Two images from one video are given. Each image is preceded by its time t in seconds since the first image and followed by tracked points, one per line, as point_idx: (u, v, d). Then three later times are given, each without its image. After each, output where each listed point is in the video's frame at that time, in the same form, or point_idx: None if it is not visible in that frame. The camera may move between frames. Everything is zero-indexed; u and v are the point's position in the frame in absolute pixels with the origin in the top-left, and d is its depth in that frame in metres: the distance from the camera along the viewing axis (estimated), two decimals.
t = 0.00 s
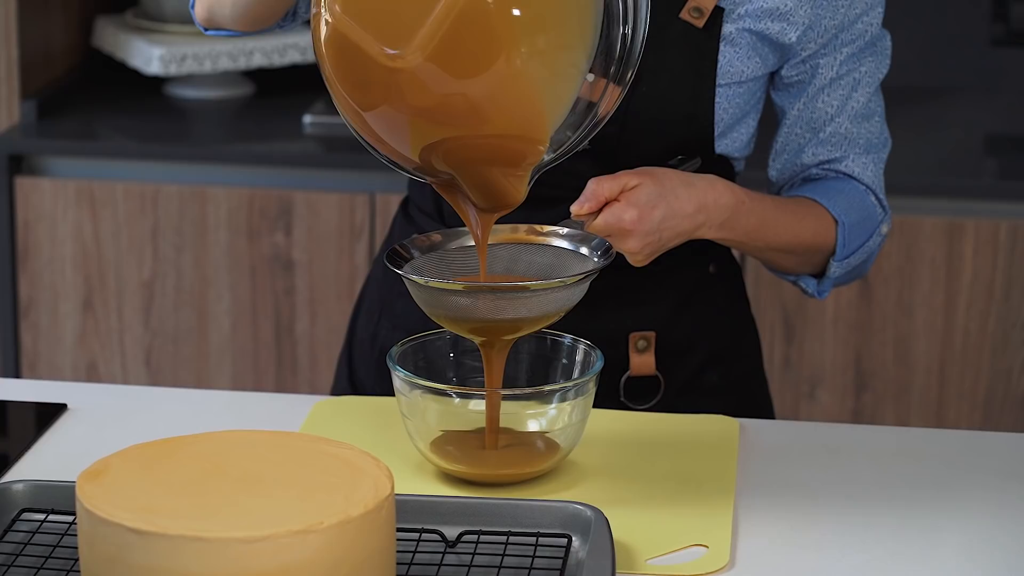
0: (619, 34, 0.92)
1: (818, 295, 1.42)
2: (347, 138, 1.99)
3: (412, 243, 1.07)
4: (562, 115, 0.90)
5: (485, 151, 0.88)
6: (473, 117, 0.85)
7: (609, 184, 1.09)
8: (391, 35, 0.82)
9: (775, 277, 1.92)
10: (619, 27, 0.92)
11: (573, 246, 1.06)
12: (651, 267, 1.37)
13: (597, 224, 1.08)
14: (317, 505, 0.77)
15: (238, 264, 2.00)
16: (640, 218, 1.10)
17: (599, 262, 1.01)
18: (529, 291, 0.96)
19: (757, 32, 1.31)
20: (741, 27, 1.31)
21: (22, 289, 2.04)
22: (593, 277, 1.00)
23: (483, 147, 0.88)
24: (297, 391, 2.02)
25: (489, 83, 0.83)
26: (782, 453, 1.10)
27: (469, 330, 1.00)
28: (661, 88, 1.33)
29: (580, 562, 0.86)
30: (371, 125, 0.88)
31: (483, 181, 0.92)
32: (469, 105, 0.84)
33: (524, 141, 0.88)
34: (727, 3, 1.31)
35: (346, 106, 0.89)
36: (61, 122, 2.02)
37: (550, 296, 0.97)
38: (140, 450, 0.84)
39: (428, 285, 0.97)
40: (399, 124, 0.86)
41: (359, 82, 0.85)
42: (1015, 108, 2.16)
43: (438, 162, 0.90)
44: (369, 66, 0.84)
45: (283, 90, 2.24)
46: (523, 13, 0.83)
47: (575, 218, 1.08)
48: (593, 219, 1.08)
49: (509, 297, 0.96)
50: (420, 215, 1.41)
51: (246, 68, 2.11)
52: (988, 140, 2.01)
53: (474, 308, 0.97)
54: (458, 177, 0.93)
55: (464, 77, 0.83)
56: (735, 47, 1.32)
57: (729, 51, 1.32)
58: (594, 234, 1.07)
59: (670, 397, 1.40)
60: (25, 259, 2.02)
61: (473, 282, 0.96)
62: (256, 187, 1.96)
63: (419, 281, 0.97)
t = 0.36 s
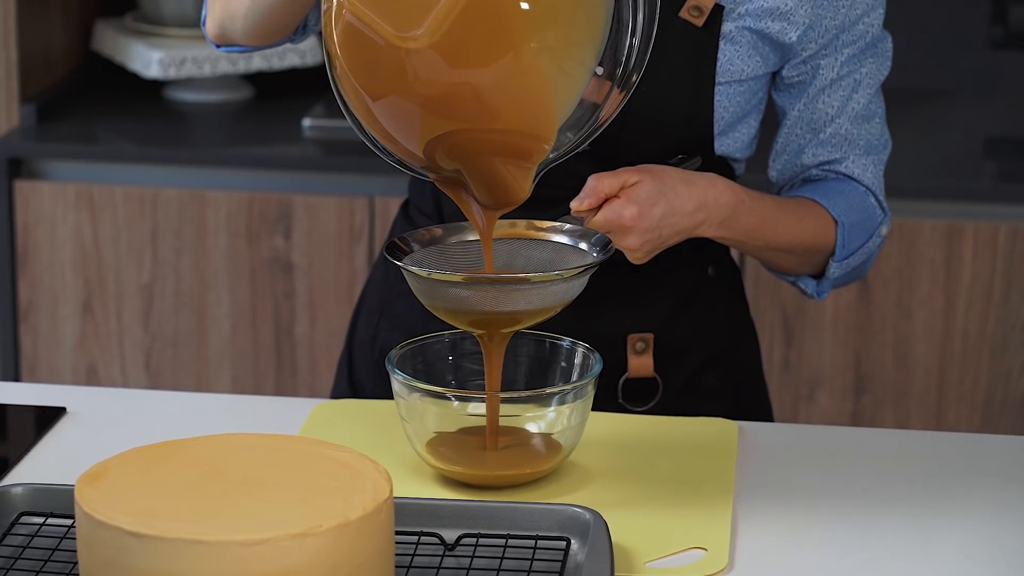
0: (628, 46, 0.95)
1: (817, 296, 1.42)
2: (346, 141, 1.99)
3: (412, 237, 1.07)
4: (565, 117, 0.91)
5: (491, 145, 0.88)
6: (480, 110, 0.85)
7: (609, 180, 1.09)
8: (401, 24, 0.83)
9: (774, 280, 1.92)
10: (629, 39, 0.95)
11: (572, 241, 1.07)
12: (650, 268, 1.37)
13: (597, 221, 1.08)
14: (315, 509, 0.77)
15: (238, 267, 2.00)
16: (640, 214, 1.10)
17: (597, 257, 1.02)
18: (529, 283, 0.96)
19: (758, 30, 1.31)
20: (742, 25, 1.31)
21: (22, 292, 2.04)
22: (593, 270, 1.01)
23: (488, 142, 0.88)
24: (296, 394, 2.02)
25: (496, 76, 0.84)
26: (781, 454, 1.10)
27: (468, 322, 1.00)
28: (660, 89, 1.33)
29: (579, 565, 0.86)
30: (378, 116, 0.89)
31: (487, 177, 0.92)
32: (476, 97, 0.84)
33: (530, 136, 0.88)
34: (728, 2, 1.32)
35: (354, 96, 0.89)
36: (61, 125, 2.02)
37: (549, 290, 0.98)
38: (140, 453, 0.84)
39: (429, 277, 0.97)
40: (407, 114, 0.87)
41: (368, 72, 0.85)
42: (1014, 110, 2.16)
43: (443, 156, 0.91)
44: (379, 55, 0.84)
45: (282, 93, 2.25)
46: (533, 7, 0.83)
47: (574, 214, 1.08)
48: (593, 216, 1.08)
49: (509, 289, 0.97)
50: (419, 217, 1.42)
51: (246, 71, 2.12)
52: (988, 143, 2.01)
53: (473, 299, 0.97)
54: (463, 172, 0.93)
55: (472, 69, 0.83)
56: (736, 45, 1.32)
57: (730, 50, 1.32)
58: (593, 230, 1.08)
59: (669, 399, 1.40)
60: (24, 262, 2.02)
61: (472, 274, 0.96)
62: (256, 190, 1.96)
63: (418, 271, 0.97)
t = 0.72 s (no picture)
0: (633, 50, 0.95)
1: (817, 296, 1.42)
2: (344, 144, 1.99)
3: (411, 233, 1.07)
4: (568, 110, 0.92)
5: (497, 132, 0.89)
6: (488, 95, 0.86)
7: (609, 178, 1.08)
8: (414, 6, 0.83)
9: (772, 283, 1.92)
10: (634, 45, 0.95)
11: (569, 238, 1.09)
12: (649, 269, 1.37)
13: (596, 219, 1.07)
14: (313, 511, 0.77)
15: (237, 270, 2.00)
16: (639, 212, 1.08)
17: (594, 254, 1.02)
18: (527, 278, 0.96)
19: (757, 29, 1.32)
20: (742, 24, 1.32)
21: (20, 294, 2.04)
22: (591, 266, 1.02)
23: (495, 129, 0.88)
24: (294, 397, 2.02)
25: (504, 62, 0.84)
26: (780, 456, 1.10)
27: (467, 317, 1.01)
28: (659, 89, 1.33)
29: (576, 569, 0.86)
30: (385, 100, 0.89)
31: (493, 167, 0.93)
32: (484, 82, 0.85)
33: (536, 123, 0.89)
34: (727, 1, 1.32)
35: (362, 80, 0.90)
36: (60, 128, 2.02)
37: (546, 285, 0.98)
38: (138, 455, 0.84)
39: (427, 272, 0.98)
40: (414, 98, 0.87)
41: (377, 55, 0.86)
42: (1012, 112, 2.17)
43: (449, 143, 0.91)
44: (389, 37, 0.85)
45: (280, 96, 2.25)
46: None
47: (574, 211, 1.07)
48: (592, 213, 1.07)
49: (508, 283, 0.97)
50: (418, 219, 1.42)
51: (245, 74, 2.12)
52: (987, 144, 2.02)
53: (471, 293, 0.98)
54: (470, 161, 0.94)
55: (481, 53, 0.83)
56: (736, 43, 1.32)
57: (730, 48, 1.32)
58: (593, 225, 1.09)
59: (668, 401, 1.39)
60: (23, 266, 2.02)
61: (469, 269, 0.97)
62: (255, 193, 1.97)
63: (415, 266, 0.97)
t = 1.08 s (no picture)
0: (633, 47, 0.95)
1: (820, 298, 1.42)
2: (343, 147, 1.99)
3: (415, 235, 1.08)
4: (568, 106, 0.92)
5: (497, 128, 0.89)
6: (489, 91, 0.86)
7: (612, 180, 1.08)
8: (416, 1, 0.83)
9: (771, 286, 1.93)
10: (635, 41, 0.95)
11: (572, 240, 1.09)
12: (650, 272, 1.37)
13: (599, 221, 1.07)
14: (314, 513, 0.77)
15: (237, 272, 2.00)
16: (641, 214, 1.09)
17: (596, 256, 1.02)
18: (529, 280, 0.97)
19: (759, 30, 1.32)
20: (744, 25, 1.32)
21: (20, 297, 2.04)
22: (593, 268, 1.02)
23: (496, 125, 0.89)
24: (293, 400, 2.02)
25: (504, 57, 0.84)
26: (782, 458, 1.10)
27: (469, 319, 1.01)
28: (660, 91, 1.33)
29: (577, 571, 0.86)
30: (387, 98, 0.89)
31: (494, 164, 0.93)
32: (486, 77, 0.85)
33: (536, 119, 0.89)
34: (729, 2, 1.32)
35: (364, 78, 0.90)
36: (60, 130, 2.02)
37: (548, 287, 0.98)
38: (138, 457, 0.84)
39: (429, 274, 0.98)
40: (416, 95, 0.87)
41: (379, 51, 0.86)
42: (1011, 116, 2.17)
43: (451, 139, 0.91)
44: (391, 33, 0.85)
45: (280, 99, 2.25)
46: None
47: (576, 213, 1.07)
48: (595, 215, 1.07)
49: (510, 285, 0.97)
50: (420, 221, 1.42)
51: (244, 76, 2.12)
52: (986, 147, 2.02)
53: (473, 296, 0.98)
54: (472, 158, 0.94)
55: (482, 48, 0.84)
56: (737, 44, 1.32)
57: (732, 49, 1.32)
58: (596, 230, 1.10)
59: (669, 403, 1.39)
60: (22, 268, 2.02)
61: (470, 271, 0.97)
62: (254, 195, 1.97)
63: (417, 267, 0.98)
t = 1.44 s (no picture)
0: (629, 54, 0.95)
1: (820, 301, 1.42)
2: (342, 149, 1.99)
3: (416, 238, 1.08)
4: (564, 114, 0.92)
5: (494, 136, 0.89)
6: (486, 100, 0.86)
7: (614, 184, 1.10)
8: (411, 11, 0.83)
9: (770, 288, 1.93)
10: (631, 48, 0.95)
11: (573, 244, 1.09)
12: (649, 274, 1.38)
13: (600, 225, 1.09)
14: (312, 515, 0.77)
15: (236, 275, 2.00)
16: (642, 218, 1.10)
17: (596, 261, 1.02)
18: (530, 285, 0.97)
19: (758, 34, 1.32)
20: (743, 29, 1.32)
21: (18, 300, 2.04)
22: (594, 272, 1.02)
23: (493, 133, 0.89)
24: (292, 402, 2.02)
25: (501, 66, 0.84)
26: (781, 460, 1.10)
27: (469, 323, 1.01)
28: (659, 94, 1.33)
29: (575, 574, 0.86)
30: (382, 108, 0.89)
31: (490, 171, 0.93)
32: (483, 85, 0.85)
33: (532, 126, 0.89)
34: (727, 7, 1.32)
35: (359, 88, 0.90)
36: (59, 133, 2.02)
37: (549, 291, 0.98)
38: (137, 460, 0.84)
39: (430, 278, 0.98)
40: (412, 104, 0.87)
41: (374, 61, 0.86)
42: (1010, 118, 2.17)
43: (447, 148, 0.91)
44: (386, 42, 0.85)
45: (279, 101, 2.25)
46: None
47: (577, 217, 1.08)
48: (596, 219, 1.09)
49: (510, 290, 0.97)
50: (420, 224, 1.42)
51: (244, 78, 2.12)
52: (985, 150, 2.02)
53: (473, 300, 0.98)
54: (468, 166, 0.94)
55: (478, 56, 0.84)
56: (737, 49, 1.32)
57: (731, 53, 1.32)
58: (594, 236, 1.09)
59: (668, 406, 1.39)
60: (21, 270, 2.02)
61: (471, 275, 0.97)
62: (253, 198, 1.97)
63: (418, 271, 0.98)
